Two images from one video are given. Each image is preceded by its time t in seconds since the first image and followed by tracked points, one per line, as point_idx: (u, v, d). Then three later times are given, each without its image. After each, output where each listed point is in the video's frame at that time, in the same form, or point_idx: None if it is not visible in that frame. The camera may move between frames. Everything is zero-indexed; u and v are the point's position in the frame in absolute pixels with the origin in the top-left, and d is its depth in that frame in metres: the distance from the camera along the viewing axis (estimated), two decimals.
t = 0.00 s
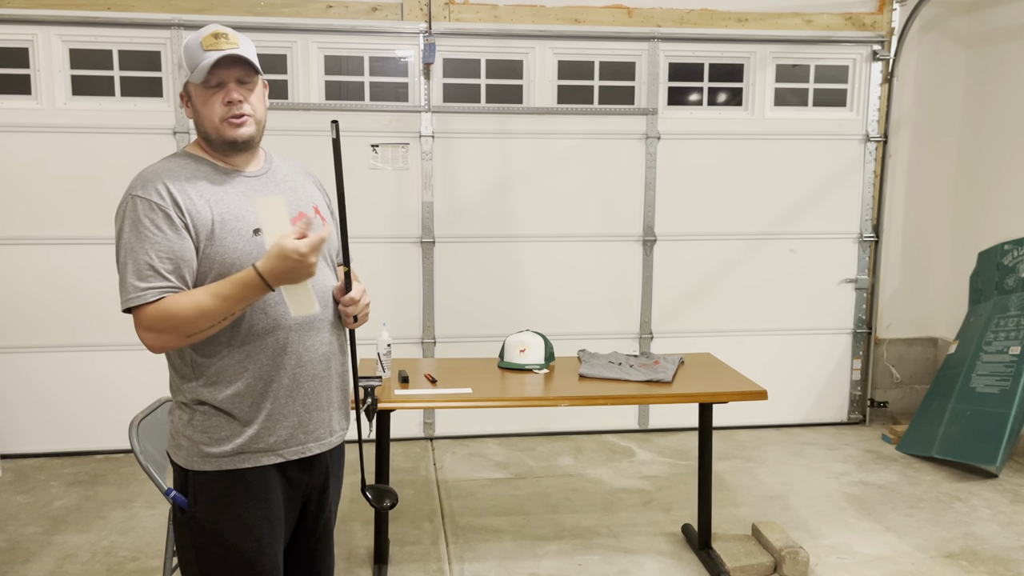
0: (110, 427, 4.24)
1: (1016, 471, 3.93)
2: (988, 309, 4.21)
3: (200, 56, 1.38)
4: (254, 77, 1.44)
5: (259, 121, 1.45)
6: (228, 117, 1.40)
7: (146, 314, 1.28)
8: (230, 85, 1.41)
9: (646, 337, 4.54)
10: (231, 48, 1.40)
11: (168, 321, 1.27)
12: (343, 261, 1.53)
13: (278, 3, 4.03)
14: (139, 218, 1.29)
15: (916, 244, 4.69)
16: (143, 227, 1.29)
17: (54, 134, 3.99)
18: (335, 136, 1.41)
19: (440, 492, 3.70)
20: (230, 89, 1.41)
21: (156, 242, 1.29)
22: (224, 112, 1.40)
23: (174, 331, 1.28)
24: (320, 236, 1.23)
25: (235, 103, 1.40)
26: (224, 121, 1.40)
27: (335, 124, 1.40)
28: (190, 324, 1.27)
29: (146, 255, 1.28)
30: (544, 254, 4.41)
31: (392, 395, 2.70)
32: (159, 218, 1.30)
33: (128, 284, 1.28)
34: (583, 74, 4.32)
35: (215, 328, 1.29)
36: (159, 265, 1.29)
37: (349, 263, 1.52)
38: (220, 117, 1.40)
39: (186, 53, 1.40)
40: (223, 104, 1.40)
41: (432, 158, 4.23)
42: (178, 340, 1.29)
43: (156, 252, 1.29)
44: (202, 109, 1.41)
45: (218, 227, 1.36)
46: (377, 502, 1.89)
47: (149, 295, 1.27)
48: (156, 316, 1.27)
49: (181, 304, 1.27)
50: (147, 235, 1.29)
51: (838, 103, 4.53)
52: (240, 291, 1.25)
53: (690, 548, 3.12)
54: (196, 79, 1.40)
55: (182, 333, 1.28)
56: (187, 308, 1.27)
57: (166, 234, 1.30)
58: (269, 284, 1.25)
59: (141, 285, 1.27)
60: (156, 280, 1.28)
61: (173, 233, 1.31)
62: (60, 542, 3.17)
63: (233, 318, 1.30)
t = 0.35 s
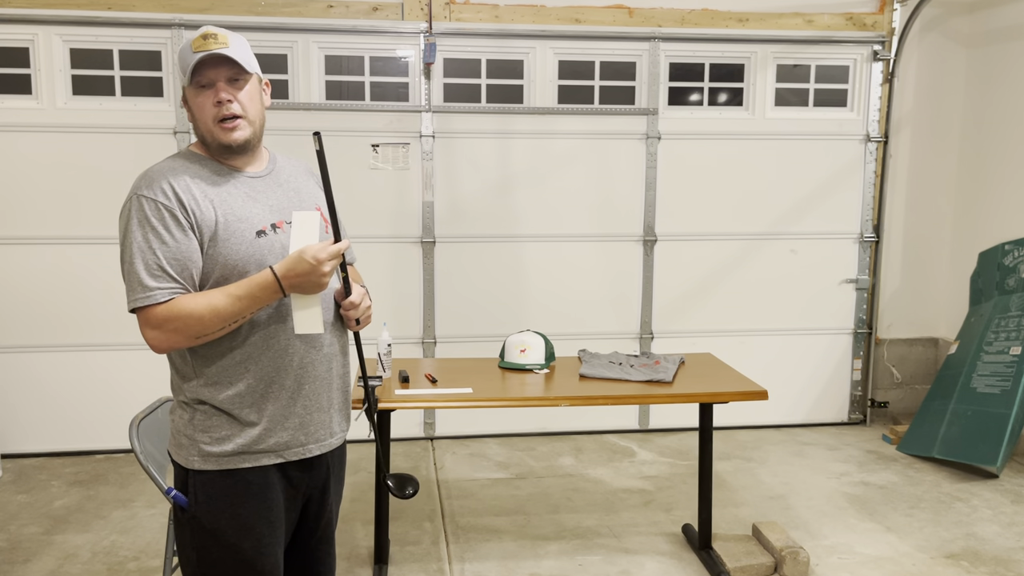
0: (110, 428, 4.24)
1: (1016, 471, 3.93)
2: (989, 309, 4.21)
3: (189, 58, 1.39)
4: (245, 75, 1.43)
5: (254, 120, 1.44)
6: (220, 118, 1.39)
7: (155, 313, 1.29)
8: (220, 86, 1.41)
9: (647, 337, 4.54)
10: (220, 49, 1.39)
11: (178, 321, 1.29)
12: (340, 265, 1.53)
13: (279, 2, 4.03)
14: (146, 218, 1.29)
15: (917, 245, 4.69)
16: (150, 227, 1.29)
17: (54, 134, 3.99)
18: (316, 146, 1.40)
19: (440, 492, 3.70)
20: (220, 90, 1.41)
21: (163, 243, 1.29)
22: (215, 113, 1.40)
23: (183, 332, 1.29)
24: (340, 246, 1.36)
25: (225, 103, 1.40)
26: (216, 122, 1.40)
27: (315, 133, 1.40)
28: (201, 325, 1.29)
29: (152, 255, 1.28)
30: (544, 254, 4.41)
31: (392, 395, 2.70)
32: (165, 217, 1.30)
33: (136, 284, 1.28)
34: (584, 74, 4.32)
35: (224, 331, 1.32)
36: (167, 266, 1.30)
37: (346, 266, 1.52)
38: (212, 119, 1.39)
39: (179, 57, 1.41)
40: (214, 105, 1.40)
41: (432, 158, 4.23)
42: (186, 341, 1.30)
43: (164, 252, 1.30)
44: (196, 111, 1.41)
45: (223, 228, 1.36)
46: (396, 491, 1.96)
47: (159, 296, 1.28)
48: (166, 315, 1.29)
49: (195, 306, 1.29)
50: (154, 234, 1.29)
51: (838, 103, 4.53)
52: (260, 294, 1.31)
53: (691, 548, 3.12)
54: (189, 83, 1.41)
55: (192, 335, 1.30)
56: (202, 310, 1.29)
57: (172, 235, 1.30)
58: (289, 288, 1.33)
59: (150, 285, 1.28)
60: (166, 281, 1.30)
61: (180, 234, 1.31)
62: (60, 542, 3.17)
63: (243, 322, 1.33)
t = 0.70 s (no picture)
0: (110, 428, 4.24)
1: (1017, 471, 3.93)
2: (989, 310, 4.21)
3: (202, 58, 1.38)
4: (257, 77, 1.44)
5: (263, 122, 1.45)
6: (232, 119, 1.40)
7: (149, 313, 1.27)
8: (234, 87, 1.41)
9: (647, 337, 4.54)
10: (234, 50, 1.40)
11: (170, 319, 1.27)
12: (343, 265, 1.54)
13: (280, 3, 4.03)
14: (145, 219, 1.29)
15: (917, 245, 4.69)
16: (149, 228, 1.29)
17: (54, 134, 3.99)
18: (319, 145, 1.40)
19: (440, 492, 3.70)
20: (234, 91, 1.41)
21: (162, 243, 1.29)
22: (228, 114, 1.40)
23: (176, 329, 1.27)
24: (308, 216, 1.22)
25: (239, 105, 1.40)
26: (228, 123, 1.40)
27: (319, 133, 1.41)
28: (190, 321, 1.26)
29: (151, 256, 1.28)
30: (544, 255, 4.41)
31: (392, 396, 2.70)
32: (164, 219, 1.30)
33: (134, 286, 1.27)
34: (584, 74, 4.32)
35: (216, 325, 1.28)
36: (166, 266, 1.29)
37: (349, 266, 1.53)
38: (225, 119, 1.39)
39: (188, 54, 1.40)
40: (227, 106, 1.40)
41: (433, 158, 4.23)
42: (180, 338, 1.28)
43: (163, 253, 1.29)
44: (205, 110, 1.40)
45: (224, 229, 1.36)
46: (402, 495, 1.94)
47: (155, 297, 1.27)
48: (159, 315, 1.27)
49: (182, 302, 1.26)
50: (152, 236, 1.29)
51: (839, 104, 4.53)
52: (241, 283, 1.26)
53: (691, 548, 3.12)
54: (200, 82, 1.39)
55: (184, 331, 1.27)
56: (188, 305, 1.26)
57: (172, 236, 1.30)
58: (267, 272, 1.25)
59: (148, 286, 1.27)
60: (163, 282, 1.29)
61: (179, 235, 1.31)
62: (61, 542, 3.17)
63: (233, 314, 1.29)
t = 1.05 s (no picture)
0: (110, 429, 4.23)
1: (1017, 472, 3.93)
2: (989, 311, 4.21)
3: (198, 57, 1.40)
4: (254, 75, 1.44)
5: (262, 120, 1.44)
6: (228, 117, 1.39)
7: (149, 315, 1.27)
8: (229, 86, 1.41)
9: (647, 338, 4.54)
10: (228, 49, 1.41)
11: (169, 320, 1.26)
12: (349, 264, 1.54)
13: (280, 3, 4.03)
14: (147, 221, 1.29)
15: (917, 246, 4.69)
16: (151, 230, 1.29)
17: (55, 134, 3.99)
18: (331, 142, 1.41)
19: (440, 493, 3.70)
20: (229, 90, 1.41)
21: (164, 245, 1.29)
22: (223, 113, 1.39)
23: (174, 331, 1.27)
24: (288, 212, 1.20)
25: (234, 102, 1.40)
26: (225, 121, 1.40)
27: (331, 127, 1.41)
28: (189, 322, 1.26)
29: (152, 258, 1.28)
30: (545, 255, 4.41)
31: (392, 396, 2.70)
32: (166, 221, 1.30)
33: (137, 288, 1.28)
34: (584, 75, 4.32)
35: (214, 324, 1.28)
36: (168, 269, 1.29)
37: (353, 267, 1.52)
38: (220, 118, 1.39)
39: (187, 56, 1.42)
40: (222, 104, 1.40)
41: (433, 159, 4.22)
42: (179, 339, 1.28)
43: (165, 255, 1.29)
44: (203, 110, 1.40)
45: (226, 230, 1.36)
46: (398, 506, 1.85)
47: (155, 299, 1.27)
48: (159, 316, 1.27)
49: (174, 304, 1.26)
50: (153, 238, 1.29)
51: (839, 104, 4.53)
52: (228, 280, 1.24)
53: (692, 549, 3.11)
54: (196, 82, 1.41)
55: (182, 333, 1.27)
56: (180, 307, 1.25)
57: (173, 237, 1.30)
58: (252, 266, 1.23)
59: (151, 287, 1.28)
60: (165, 284, 1.29)
61: (180, 237, 1.30)
62: (61, 542, 3.16)
63: (229, 313, 1.28)
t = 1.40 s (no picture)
0: (109, 429, 4.23)
1: (1017, 473, 3.93)
2: (989, 312, 4.21)
3: (206, 58, 1.38)
4: (261, 77, 1.44)
5: (267, 122, 1.44)
6: (234, 119, 1.40)
7: (156, 314, 1.29)
8: (236, 86, 1.41)
9: (647, 338, 4.54)
10: (238, 49, 1.40)
11: (179, 321, 1.28)
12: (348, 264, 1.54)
13: (280, 4, 4.03)
14: (149, 222, 1.30)
15: (916, 247, 4.69)
16: (154, 231, 1.29)
17: (55, 134, 3.99)
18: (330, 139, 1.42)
19: (440, 493, 3.70)
20: (236, 91, 1.40)
21: (168, 246, 1.29)
22: (230, 114, 1.40)
23: (185, 332, 1.29)
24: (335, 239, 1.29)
25: (242, 104, 1.40)
26: (231, 122, 1.40)
27: (330, 127, 1.42)
28: (201, 326, 1.28)
29: (155, 259, 1.29)
30: (545, 256, 4.41)
31: (392, 397, 2.70)
32: (168, 222, 1.30)
33: (142, 289, 1.29)
34: (584, 75, 4.32)
35: (225, 330, 1.30)
36: (171, 270, 1.30)
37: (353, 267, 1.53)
38: (226, 119, 1.39)
39: (193, 54, 1.40)
40: (229, 106, 1.40)
41: (433, 159, 4.22)
42: (187, 341, 1.30)
43: (168, 257, 1.30)
44: (208, 111, 1.40)
45: (227, 230, 1.36)
46: (398, 512, 1.88)
47: (161, 300, 1.28)
48: (168, 316, 1.28)
49: (190, 307, 1.27)
50: (156, 239, 1.29)
51: (839, 105, 4.54)
52: (253, 291, 1.28)
53: (692, 550, 3.11)
54: (202, 81, 1.39)
55: (192, 334, 1.29)
56: (197, 310, 1.27)
57: (175, 238, 1.30)
58: (280, 281, 1.27)
59: (153, 288, 1.28)
60: (169, 285, 1.30)
61: (183, 238, 1.31)
62: (60, 543, 3.16)
63: (243, 322, 1.31)
